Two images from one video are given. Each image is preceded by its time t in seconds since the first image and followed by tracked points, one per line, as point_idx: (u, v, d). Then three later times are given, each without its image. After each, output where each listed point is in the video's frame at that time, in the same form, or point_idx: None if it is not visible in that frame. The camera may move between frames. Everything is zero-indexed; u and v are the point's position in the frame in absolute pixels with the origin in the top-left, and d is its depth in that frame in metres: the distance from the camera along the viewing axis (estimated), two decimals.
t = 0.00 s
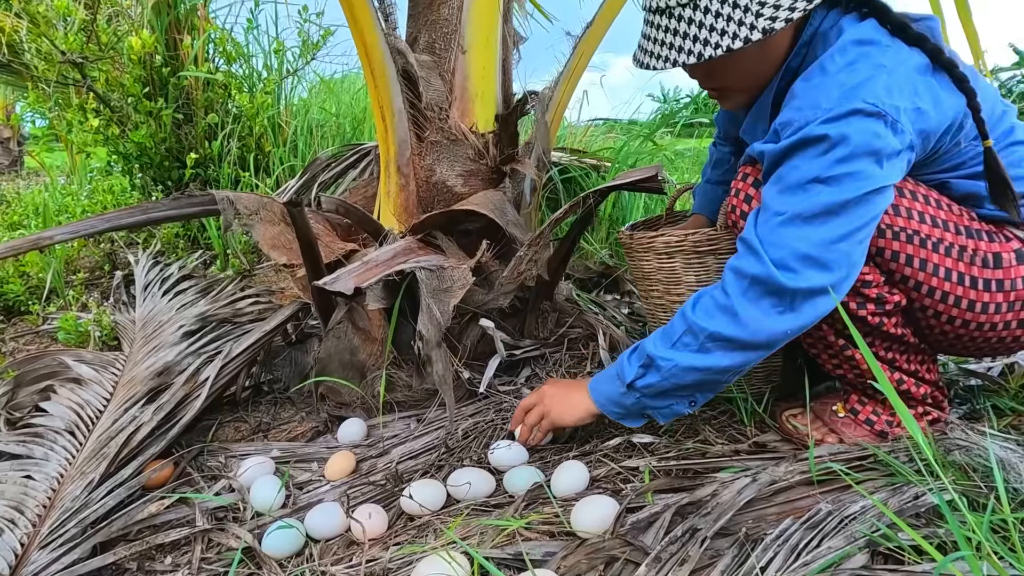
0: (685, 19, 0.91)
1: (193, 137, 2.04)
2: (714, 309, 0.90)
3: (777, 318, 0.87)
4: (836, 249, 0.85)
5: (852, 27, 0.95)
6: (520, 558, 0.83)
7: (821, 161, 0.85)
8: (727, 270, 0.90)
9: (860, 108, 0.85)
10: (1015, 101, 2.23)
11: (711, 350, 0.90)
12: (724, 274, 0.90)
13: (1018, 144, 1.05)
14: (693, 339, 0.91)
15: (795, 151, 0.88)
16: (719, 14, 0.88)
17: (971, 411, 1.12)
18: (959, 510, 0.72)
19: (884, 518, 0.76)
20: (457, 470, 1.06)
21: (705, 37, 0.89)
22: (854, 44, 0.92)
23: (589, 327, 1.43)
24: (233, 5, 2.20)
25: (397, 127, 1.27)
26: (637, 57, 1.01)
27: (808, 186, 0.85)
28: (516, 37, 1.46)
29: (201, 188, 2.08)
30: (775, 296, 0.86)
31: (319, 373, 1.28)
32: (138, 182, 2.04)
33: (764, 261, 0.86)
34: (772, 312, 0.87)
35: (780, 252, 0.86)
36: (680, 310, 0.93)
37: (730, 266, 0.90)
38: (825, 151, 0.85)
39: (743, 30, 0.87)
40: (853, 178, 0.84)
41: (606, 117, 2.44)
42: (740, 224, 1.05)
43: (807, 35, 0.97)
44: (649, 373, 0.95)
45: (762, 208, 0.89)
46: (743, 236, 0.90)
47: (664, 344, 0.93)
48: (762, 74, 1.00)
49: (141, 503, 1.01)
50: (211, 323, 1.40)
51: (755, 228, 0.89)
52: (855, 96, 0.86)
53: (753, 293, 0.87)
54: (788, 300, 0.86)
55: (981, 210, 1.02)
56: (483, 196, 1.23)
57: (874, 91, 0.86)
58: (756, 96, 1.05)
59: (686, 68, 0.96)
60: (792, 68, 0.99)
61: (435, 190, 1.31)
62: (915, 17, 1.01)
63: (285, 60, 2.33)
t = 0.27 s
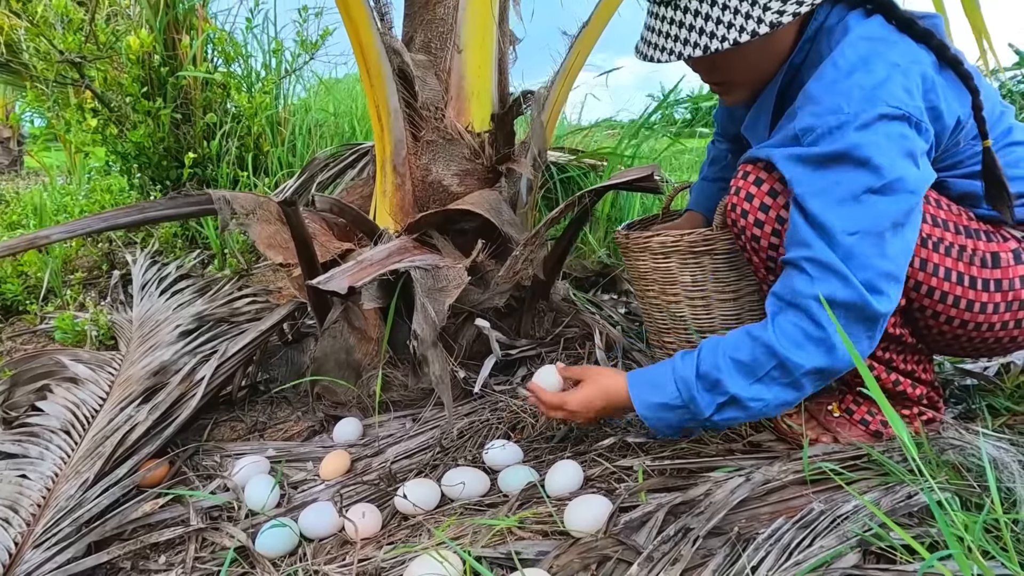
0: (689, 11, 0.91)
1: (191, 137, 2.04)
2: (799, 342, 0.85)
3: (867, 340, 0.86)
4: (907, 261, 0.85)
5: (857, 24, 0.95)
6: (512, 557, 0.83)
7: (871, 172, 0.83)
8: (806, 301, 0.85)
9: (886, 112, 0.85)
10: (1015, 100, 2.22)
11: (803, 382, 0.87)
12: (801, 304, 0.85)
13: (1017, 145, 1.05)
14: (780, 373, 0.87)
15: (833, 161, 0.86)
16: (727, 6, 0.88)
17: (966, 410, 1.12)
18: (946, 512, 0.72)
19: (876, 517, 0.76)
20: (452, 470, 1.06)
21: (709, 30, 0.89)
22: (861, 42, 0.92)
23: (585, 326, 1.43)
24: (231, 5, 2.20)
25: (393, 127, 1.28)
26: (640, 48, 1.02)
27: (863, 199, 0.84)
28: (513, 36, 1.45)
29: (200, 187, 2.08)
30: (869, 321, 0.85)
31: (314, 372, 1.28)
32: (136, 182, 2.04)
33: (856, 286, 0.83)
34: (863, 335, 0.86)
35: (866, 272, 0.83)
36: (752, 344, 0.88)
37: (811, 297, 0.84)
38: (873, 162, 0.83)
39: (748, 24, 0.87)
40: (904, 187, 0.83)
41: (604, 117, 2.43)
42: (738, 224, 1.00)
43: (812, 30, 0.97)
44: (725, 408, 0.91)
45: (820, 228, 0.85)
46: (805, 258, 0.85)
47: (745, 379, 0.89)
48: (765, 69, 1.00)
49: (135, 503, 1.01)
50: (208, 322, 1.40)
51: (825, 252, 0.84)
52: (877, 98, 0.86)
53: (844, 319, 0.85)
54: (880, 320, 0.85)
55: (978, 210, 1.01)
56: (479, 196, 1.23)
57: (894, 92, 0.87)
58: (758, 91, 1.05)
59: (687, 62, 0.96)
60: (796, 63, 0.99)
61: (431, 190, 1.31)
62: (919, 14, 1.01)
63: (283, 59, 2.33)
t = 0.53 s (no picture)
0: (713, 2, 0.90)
1: (193, 137, 2.04)
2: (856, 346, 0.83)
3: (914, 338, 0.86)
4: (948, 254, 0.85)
5: (878, 22, 0.95)
6: (517, 559, 0.83)
7: (907, 169, 0.83)
8: (860, 303, 0.83)
9: (913, 109, 0.85)
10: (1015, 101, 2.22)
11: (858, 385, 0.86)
12: (856, 307, 0.83)
13: None
14: (837, 379, 0.85)
15: (865, 159, 0.85)
16: None
17: (968, 412, 1.13)
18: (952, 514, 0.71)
19: (880, 519, 0.76)
20: (455, 471, 1.06)
21: (734, 20, 0.88)
22: (884, 40, 0.92)
23: (587, 327, 1.43)
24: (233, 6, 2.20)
25: (396, 128, 1.28)
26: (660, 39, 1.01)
27: (902, 196, 0.83)
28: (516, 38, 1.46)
29: (201, 188, 2.08)
30: (919, 318, 0.84)
31: (317, 373, 1.28)
32: (138, 182, 2.05)
33: (908, 285, 0.82)
34: (911, 332, 0.85)
35: (914, 271, 0.83)
36: (807, 351, 0.85)
37: (864, 299, 0.83)
38: (908, 159, 0.83)
39: (774, 15, 0.87)
40: (937, 183, 0.84)
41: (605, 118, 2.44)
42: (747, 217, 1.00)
43: (833, 25, 0.97)
44: (778, 418, 0.88)
45: (864, 228, 0.84)
46: (851, 259, 0.84)
47: (803, 389, 0.86)
48: (785, 64, 0.99)
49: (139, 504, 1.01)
50: (210, 323, 1.40)
51: (871, 251, 0.83)
52: (903, 96, 0.86)
53: (896, 319, 0.84)
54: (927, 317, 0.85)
55: (987, 212, 1.02)
56: (481, 197, 1.24)
57: (919, 89, 0.87)
58: (775, 86, 1.04)
59: (708, 53, 0.95)
60: (815, 58, 0.99)
61: (434, 191, 1.31)
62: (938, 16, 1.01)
63: (285, 60, 2.33)
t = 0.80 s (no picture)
0: None
1: (196, 138, 2.04)
2: (882, 334, 0.84)
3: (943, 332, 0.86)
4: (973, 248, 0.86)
5: (895, 22, 0.95)
6: (526, 562, 0.83)
7: (930, 164, 0.83)
8: (888, 295, 0.83)
9: (933, 106, 0.86)
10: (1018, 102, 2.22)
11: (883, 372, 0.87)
12: (884, 299, 0.83)
13: None
14: (861, 360, 0.86)
15: (887, 155, 0.85)
16: None
17: (974, 414, 1.13)
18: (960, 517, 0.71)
19: (889, 522, 0.76)
20: (461, 473, 1.06)
21: (753, 13, 0.88)
22: (900, 39, 0.92)
23: (592, 329, 1.43)
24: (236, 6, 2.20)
25: (402, 130, 1.28)
26: (677, 32, 1.00)
27: (925, 191, 0.84)
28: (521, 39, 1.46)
29: (204, 189, 2.08)
30: (949, 313, 0.84)
31: (323, 374, 1.29)
32: (141, 183, 2.05)
33: (937, 278, 0.82)
34: (942, 324, 0.85)
35: (944, 264, 0.83)
36: (833, 329, 0.86)
37: (892, 292, 0.83)
38: (932, 154, 0.83)
39: (793, 9, 0.87)
40: (959, 179, 0.84)
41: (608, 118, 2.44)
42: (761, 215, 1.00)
43: (850, 23, 0.96)
44: (795, 386, 0.90)
45: (890, 222, 0.84)
46: (879, 253, 0.84)
47: (824, 363, 0.87)
48: (801, 59, 0.98)
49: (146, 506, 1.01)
50: (215, 324, 1.40)
51: (900, 246, 0.83)
52: (922, 93, 0.87)
53: (928, 311, 0.84)
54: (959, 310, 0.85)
55: (999, 215, 1.02)
56: (487, 199, 1.24)
57: (937, 87, 0.87)
58: (791, 83, 1.04)
59: (721, 46, 0.95)
60: (831, 56, 0.98)
61: (440, 193, 1.31)
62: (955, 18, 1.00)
63: (288, 60, 2.33)
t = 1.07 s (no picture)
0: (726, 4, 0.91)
1: (195, 140, 2.04)
2: (851, 314, 0.86)
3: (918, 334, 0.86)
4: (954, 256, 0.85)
5: (894, 29, 0.95)
6: (519, 568, 0.83)
7: (918, 167, 0.83)
8: (863, 284, 0.84)
9: (926, 112, 0.85)
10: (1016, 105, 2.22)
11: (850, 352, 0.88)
12: (857, 285, 0.84)
13: None
14: (828, 325, 0.88)
15: (876, 157, 0.86)
16: None
17: (968, 420, 1.13)
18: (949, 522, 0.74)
19: (880, 530, 0.77)
20: (457, 478, 1.06)
21: (746, 21, 0.89)
22: (901, 45, 0.92)
23: (589, 333, 1.44)
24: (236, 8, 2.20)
25: (399, 135, 1.28)
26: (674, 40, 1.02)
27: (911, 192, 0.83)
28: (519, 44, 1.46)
29: (203, 191, 2.08)
30: (924, 315, 0.84)
31: (319, 379, 1.29)
32: (140, 185, 2.05)
33: (916, 278, 0.82)
34: (916, 325, 0.85)
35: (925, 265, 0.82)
36: (812, 279, 0.88)
37: (867, 283, 0.84)
38: (920, 158, 0.83)
39: (786, 18, 0.87)
40: (948, 184, 0.84)
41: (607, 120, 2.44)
42: (760, 217, 1.01)
43: (848, 30, 0.97)
44: (763, 317, 0.92)
45: (873, 219, 0.85)
46: (861, 248, 0.85)
47: (796, 308, 0.90)
48: (798, 66, 0.99)
49: (142, 510, 1.02)
50: (212, 327, 1.41)
51: (881, 242, 0.83)
52: (916, 99, 0.86)
53: (903, 309, 0.84)
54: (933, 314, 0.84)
55: (994, 222, 1.03)
56: (484, 203, 1.24)
57: (932, 94, 0.87)
58: (790, 89, 1.04)
59: (717, 54, 0.97)
60: (828, 64, 0.99)
61: (436, 198, 1.32)
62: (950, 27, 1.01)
63: (287, 62, 2.33)
